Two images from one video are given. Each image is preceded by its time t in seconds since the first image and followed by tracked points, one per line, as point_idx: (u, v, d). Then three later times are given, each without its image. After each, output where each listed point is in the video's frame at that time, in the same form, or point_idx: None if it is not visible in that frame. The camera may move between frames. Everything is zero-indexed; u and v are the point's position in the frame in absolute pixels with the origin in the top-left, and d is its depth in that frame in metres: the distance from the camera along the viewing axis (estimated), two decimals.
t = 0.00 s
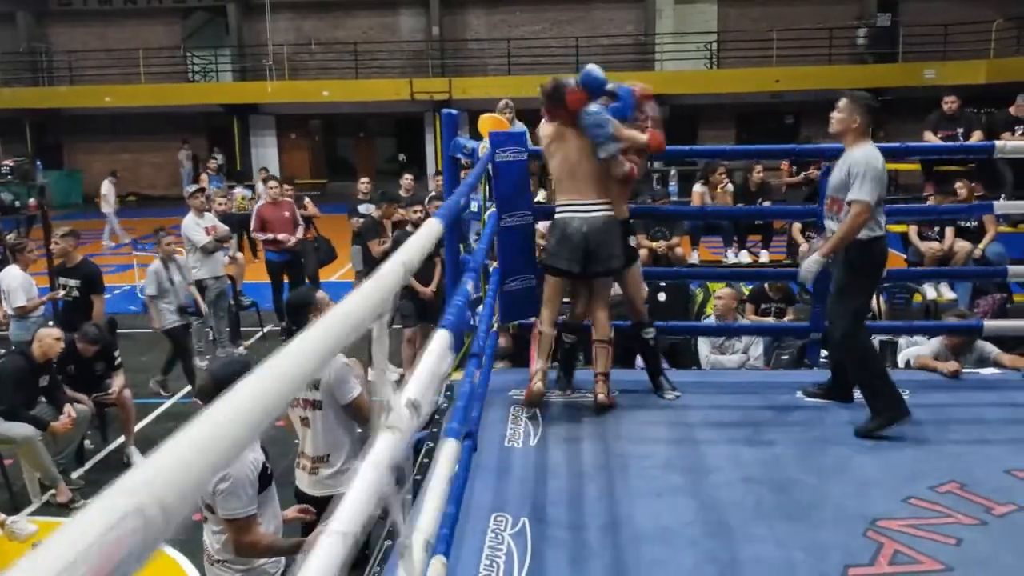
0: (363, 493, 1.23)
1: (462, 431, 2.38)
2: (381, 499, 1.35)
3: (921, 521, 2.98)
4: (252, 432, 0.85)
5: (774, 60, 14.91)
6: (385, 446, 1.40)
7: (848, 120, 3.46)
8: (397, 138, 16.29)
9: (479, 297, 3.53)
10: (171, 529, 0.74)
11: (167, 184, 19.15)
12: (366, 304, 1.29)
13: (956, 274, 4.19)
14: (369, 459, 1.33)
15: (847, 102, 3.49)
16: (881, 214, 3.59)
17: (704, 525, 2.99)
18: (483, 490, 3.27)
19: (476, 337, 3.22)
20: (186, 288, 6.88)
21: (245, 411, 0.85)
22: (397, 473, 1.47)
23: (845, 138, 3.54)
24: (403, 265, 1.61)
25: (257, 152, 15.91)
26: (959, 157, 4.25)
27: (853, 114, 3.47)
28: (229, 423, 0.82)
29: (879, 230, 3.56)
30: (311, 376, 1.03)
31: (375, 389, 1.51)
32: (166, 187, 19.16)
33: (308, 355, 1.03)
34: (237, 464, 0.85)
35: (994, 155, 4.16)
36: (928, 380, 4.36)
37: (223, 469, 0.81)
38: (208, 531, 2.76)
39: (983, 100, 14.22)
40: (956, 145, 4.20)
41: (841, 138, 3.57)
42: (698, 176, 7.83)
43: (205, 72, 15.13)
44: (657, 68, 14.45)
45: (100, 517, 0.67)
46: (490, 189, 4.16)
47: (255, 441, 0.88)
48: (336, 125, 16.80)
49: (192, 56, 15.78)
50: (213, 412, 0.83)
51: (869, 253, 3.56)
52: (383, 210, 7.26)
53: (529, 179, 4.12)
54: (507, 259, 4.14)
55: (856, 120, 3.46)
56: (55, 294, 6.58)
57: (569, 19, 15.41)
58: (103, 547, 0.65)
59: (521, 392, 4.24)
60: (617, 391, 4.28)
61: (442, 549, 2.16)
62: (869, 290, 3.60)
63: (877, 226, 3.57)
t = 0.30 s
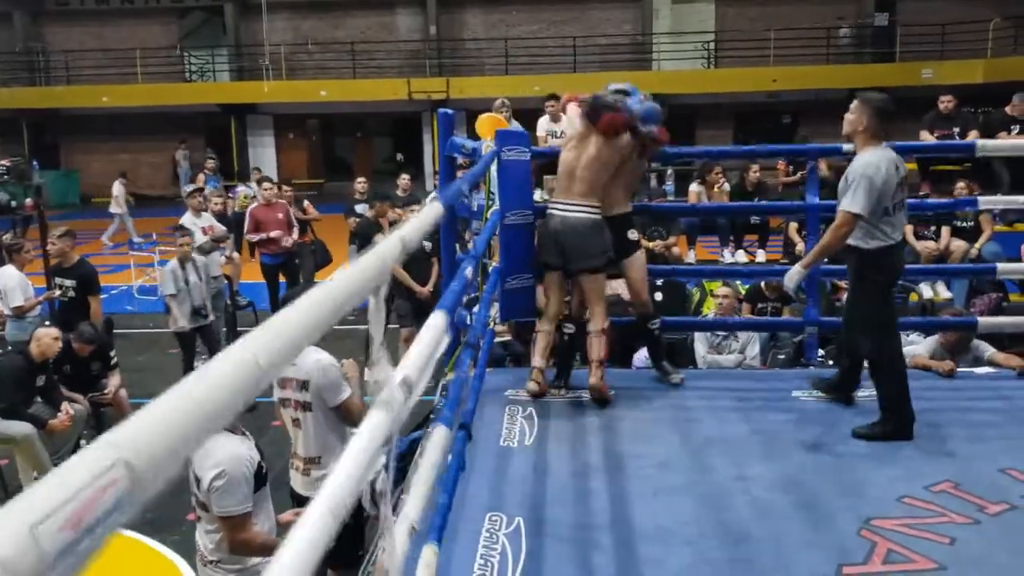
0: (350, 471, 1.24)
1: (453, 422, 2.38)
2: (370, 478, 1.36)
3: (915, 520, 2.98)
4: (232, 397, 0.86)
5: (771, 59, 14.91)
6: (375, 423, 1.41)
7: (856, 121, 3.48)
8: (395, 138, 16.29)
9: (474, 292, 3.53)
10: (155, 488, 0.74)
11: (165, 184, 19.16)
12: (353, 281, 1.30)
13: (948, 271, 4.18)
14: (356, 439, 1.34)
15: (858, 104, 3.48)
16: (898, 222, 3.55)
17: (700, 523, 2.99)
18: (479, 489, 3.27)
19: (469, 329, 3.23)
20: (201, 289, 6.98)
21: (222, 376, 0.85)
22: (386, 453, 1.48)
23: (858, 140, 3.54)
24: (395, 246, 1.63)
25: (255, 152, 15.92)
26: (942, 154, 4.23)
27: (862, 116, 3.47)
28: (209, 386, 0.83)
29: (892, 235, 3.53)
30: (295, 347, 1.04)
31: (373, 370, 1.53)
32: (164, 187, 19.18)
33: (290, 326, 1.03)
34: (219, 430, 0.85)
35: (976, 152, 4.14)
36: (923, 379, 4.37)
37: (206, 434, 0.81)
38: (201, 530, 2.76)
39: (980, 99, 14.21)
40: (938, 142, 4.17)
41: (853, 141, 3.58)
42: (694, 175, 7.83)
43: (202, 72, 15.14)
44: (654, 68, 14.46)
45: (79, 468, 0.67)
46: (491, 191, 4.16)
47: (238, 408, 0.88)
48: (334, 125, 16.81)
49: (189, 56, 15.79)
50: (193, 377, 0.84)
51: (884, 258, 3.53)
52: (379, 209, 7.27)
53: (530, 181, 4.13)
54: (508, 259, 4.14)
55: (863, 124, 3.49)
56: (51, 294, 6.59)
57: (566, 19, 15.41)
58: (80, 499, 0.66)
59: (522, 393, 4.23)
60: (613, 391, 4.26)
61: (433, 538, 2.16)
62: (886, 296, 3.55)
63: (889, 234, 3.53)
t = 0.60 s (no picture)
0: (345, 467, 1.24)
1: (445, 416, 2.38)
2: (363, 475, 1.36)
3: (912, 521, 2.98)
4: (225, 386, 0.85)
5: (769, 60, 14.91)
6: (368, 420, 1.42)
7: (848, 119, 3.48)
8: (393, 137, 16.28)
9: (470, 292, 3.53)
10: (149, 475, 0.73)
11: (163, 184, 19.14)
12: (352, 274, 1.29)
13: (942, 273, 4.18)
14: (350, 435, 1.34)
15: (852, 103, 3.48)
16: (896, 221, 3.52)
17: (697, 523, 2.99)
18: (476, 489, 3.27)
19: (466, 328, 3.23)
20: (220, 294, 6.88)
21: (217, 366, 0.85)
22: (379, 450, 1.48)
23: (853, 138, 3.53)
24: (398, 240, 1.63)
25: (253, 152, 15.92)
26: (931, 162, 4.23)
27: (853, 116, 3.47)
28: (203, 375, 0.82)
29: (890, 235, 3.51)
30: (292, 339, 1.04)
31: (369, 366, 1.54)
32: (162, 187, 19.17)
33: (286, 317, 1.03)
34: (214, 418, 0.85)
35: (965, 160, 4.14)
36: (920, 379, 4.37)
37: (200, 422, 0.81)
38: (196, 532, 2.75)
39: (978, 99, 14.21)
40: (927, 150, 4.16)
41: (848, 139, 3.57)
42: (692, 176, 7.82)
43: (200, 72, 15.14)
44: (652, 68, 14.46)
45: (75, 448, 0.67)
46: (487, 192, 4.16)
47: (233, 397, 0.88)
48: (332, 125, 16.79)
49: (187, 56, 15.77)
50: (189, 365, 0.83)
51: (883, 258, 3.51)
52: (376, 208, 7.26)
53: (527, 180, 4.13)
54: (506, 259, 4.13)
55: (854, 122, 3.47)
56: (47, 293, 6.58)
57: (564, 19, 15.42)
58: (78, 481, 0.65)
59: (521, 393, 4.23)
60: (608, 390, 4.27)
61: (431, 533, 2.16)
62: (886, 299, 3.52)
63: (887, 233, 3.51)
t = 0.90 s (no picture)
0: (339, 478, 1.24)
1: (444, 421, 2.37)
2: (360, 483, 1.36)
3: (909, 521, 2.98)
4: (220, 406, 0.85)
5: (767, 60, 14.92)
6: (363, 429, 1.42)
7: (824, 125, 3.50)
8: (390, 137, 16.26)
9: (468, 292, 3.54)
10: (140, 502, 0.73)
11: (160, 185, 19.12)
12: (347, 285, 1.29)
13: (945, 277, 4.18)
14: (345, 444, 1.34)
15: (823, 110, 3.51)
16: (881, 222, 3.53)
17: (695, 523, 2.99)
18: (473, 489, 3.26)
19: (463, 330, 3.23)
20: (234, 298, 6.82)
21: (210, 387, 0.85)
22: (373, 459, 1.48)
23: (828, 144, 3.55)
24: (391, 247, 1.62)
25: (250, 153, 15.91)
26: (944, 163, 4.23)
27: (828, 121, 3.49)
28: (195, 398, 0.82)
29: (876, 235, 3.51)
30: (287, 354, 1.03)
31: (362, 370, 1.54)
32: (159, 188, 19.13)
33: (280, 332, 1.03)
34: (207, 441, 0.84)
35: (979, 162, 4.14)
36: (917, 380, 4.37)
37: (193, 446, 0.81)
38: (192, 534, 2.75)
39: (977, 99, 14.21)
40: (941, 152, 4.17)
41: (823, 146, 3.58)
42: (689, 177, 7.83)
43: (197, 72, 15.17)
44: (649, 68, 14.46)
45: (67, 479, 0.66)
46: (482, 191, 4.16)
47: (228, 414, 0.88)
48: (329, 125, 16.76)
49: (184, 56, 15.80)
50: (181, 388, 0.83)
51: (868, 257, 3.51)
52: (373, 208, 7.27)
53: (521, 179, 4.14)
54: (502, 259, 4.13)
55: (829, 128, 3.50)
56: (43, 294, 6.56)
57: (561, 19, 15.42)
58: (67, 513, 0.64)
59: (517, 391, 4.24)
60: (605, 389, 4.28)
61: (432, 537, 2.15)
62: (867, 300, 3.55)
63: (872, 235, 3.51)
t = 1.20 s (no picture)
0: (331, 494, 1.24)
1: (440, 431, 2.37)
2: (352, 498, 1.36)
3: (905, 525, 2.98)
4: (205, 429, 0.84)
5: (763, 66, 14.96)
6: (354, 444, 1.41)
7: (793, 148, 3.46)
8: (387, 143, 16.29)
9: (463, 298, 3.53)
10: (123, 527, 0.72)
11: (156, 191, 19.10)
12: (334, 302, 1.29)
13: (941, 278, 4.18)
14: (337, 459, 1.34)
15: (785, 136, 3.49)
16: (867, 224, 3.50)
17: (691, 528, 2.99)
18: (469, 495, 3.26)
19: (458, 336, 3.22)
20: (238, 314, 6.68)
21: (196, 409, 0.84)
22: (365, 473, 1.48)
23: (799, 167, 3.51)
24: (379, 263, 1.62)
25: (246, 158, 15.91)
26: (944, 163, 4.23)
27: (795, 143, 3.46)
28: (179, 419, 0.81)
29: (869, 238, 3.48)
30: (273, 373, 1.03)
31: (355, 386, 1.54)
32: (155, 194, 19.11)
33: (266, 351, 1.02)
34: (194, 463, 0.84)
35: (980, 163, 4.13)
36: (912, 385, 4.38)
37: (178, 468, 0.80)
38: (183, 540, 2.75)
39: (972, 105, 14.25)
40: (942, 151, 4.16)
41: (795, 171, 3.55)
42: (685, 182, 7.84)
43: (194, 77, 15.19)
44: (645, 73, 14.49)
45: (50, 505, 0.65)
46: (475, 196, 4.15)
47: (215, 435, 0.87)
48: (326, 131, 16.76)
49: (181, 61, 15.82)
50: (166, 412, 0.82)
51: (862, 264, 3.47)
52: (369, 213, 7.27)
53: (515, 187, 4.11)
54: (496, 265, 4.14)
55: (799, 148, 3.47)
56: (38, 299, 6.55)
57: (557, 25, 15.45)
58: (52, 538, 0.64)
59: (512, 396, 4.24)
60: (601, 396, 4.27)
61: (427, 548, 2.14)
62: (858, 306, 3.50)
63: (861, 238, 3.48)
